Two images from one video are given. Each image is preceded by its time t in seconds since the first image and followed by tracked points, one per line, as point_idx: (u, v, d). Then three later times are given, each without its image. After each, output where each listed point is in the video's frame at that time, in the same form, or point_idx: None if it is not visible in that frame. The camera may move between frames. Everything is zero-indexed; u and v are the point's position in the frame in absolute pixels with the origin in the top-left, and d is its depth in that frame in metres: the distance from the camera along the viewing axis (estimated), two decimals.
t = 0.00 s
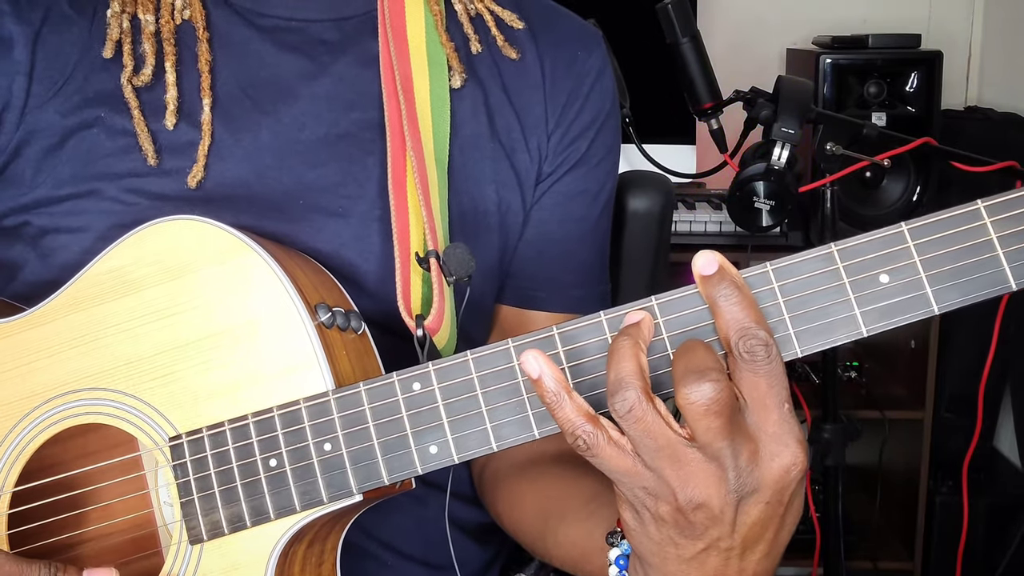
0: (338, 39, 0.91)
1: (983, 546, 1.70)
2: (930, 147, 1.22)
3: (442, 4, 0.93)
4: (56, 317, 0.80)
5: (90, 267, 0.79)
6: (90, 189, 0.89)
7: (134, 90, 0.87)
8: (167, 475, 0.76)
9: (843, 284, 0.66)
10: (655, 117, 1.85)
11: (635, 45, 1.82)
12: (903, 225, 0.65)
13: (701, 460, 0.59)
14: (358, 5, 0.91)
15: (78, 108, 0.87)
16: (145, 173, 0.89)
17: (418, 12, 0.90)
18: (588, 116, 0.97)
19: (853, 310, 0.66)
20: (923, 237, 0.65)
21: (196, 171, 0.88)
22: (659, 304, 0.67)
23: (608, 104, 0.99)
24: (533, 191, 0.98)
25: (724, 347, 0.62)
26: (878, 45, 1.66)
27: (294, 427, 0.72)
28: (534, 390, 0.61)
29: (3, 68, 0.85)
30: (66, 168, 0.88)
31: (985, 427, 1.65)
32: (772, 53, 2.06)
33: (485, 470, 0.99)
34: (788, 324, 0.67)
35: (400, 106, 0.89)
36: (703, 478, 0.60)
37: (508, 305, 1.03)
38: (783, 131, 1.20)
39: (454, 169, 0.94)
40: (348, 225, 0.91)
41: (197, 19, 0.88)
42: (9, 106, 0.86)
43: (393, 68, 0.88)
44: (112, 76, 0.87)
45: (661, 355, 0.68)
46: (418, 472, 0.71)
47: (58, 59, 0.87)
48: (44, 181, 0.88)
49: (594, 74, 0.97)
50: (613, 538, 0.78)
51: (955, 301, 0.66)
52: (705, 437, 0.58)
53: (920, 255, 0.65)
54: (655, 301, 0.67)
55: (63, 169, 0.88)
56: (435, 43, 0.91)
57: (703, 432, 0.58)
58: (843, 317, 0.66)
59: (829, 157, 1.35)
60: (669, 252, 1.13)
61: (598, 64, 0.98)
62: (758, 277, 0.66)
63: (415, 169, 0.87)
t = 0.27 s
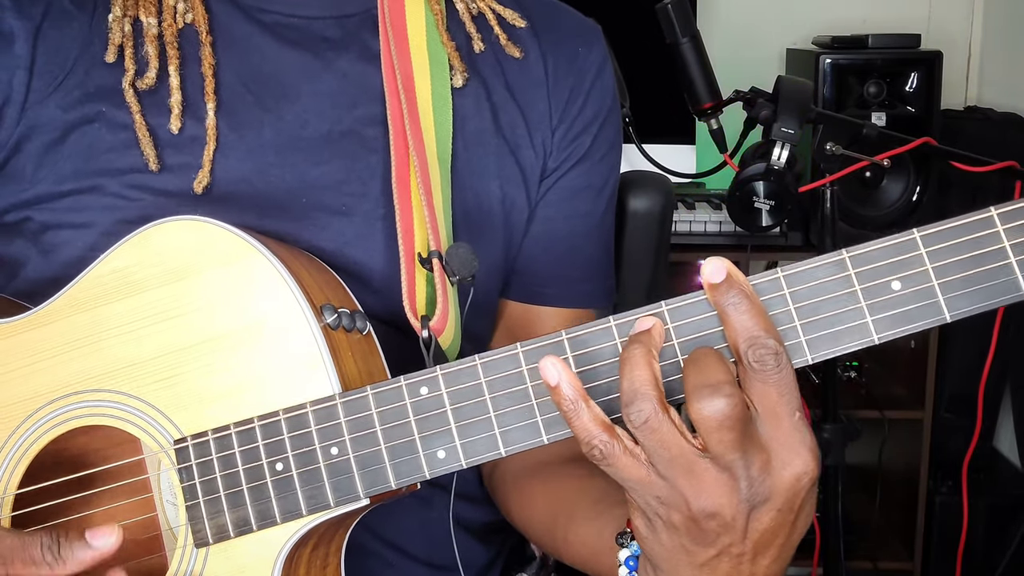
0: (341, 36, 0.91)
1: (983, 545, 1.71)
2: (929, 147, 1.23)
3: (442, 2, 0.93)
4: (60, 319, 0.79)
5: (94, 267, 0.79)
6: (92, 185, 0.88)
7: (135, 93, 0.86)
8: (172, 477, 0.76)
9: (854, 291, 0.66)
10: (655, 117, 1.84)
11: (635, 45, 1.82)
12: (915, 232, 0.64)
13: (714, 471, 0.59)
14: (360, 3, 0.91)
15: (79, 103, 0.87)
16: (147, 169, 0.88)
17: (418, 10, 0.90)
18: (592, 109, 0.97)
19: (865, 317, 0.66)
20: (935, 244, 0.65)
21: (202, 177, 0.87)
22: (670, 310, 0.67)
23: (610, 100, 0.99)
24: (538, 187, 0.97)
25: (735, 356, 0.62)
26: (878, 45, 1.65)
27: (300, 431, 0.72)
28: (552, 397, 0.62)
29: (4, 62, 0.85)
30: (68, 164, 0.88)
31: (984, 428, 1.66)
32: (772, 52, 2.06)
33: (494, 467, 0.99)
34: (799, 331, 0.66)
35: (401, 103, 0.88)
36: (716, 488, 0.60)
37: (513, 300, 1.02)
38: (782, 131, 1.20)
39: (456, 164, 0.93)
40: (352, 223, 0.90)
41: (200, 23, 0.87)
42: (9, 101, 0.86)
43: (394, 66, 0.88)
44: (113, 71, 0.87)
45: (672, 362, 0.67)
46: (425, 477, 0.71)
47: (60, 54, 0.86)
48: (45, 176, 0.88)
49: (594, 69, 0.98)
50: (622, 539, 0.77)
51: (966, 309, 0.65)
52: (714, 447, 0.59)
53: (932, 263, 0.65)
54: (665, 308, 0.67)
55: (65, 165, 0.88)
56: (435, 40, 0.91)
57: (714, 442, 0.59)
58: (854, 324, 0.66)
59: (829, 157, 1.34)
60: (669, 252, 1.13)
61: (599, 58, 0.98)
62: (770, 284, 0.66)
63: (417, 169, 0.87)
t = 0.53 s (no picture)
0: (343, 37, 0.90)
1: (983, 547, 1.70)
2: (931, 146, 1.24)
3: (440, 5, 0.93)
4: (62, 324, 0.79)
5: (97, 273, 0.79)
6: (92, 185, 0.88)
7: (136, 93, 0.86)
8: (174, 486, 0.75)
9: (866, 312, 0.65)
10: (655, 117, 1.83)
11: (635, 43, 1.81)
12: (928, 253, 0.64)
13: (741, 494, 0.60)
14: (361, 6, 0.91)
15: (80, 101, 0.86)
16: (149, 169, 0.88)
17: (418, 13, 0.89)
18: (592, 108, 0.97)
19: (876, 339, 0.65)
20: (949, 266, 0.64)
21: (206, 176, 0.87)
22: (679, 326, 0.67)
23: (610, 99, 0.99)
24: (541, 187, 0.97)
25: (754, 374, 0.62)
26: (878, 45, 1.64)
27: (305, 442, 0.72)
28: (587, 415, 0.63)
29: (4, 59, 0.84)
30: (68, 163, 0.87)
31: (984, 427, 1.65)
32: (772, 52, 2.05)
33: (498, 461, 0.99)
34: (810, 352, 0.66)
35: (403, 110, 0.87)
36: (744, 508, 0.61)
37: (517, 302, 1.02)
38: (782, 131, 1.20)
39: (458, 167, 0.93)
40: (354, 225, 0.90)
41: (200, 22, 0.87)
42: (9, 98, 0.85)
43: (394, 71, 0.87)
44: (114, 69, 0.86)
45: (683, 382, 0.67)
46: (431, 491, 0.71)
47: (60, 52, 0.86)
48: (46, 175, 0.87)
49: (594, 69, 0.98)
50: (636, 544, 0.77)
51: (979, 331, 0.65)
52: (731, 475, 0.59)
53: (946, 285, 0.64)
54: (675, 324, 0.67)
55: (65, 164, 0.87)
56: (434, 42, 0.91)
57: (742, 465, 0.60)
58: (866, 346, 0.66)
59: (829, 157, 1.36)
60: (668, 252, 1.12)
61: (599, 57, 0.98)
62: (780, 302, 0.66)
63: (420, 178, 0.86)
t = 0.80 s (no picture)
0: (345, 39, 0.91)
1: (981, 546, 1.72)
2: (930, 147, 1.24)
3: (439, 11, 0.93)
4: (69, 325, 0.79)
5: (105, 274, 0.79)
6: (96, 184, 0.88)
7: (141, 94, 0.86)
8: (179, 487, 0.76)
9: (871, 321, 0.65)
10: (654, 117, 1.83)
11: (634, 42, 1.81)
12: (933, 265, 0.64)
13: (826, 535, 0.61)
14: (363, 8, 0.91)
15: (84, 99, 0.86)
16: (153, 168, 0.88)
17: (417, 20, 0.90)
18: (592, 110, 0.99)
19: (881, 349, 0.65)
20: (954, 278, 0.64)
21: (210, 176, 0.87)
22: (684, 334, 0.68)
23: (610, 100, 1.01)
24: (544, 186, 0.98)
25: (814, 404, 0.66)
26: (878, 45, 1.65)
27: (311, 445, 0.72)
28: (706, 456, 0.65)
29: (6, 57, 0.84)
30: (72, 161, 0.87)
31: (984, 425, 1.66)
32: (772, 52, 2.05)
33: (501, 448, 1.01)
34: (816, 362, 0.66)
35: (404, 118, 0.88)
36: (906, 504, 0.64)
37: (519, 298, 1.02)
38: (781, 131, 1.20)
39: (458, 169, 0.93)
40: (357, 227, 0.91)
41: (202, 23, 0.87)
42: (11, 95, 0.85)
43: (395, 80, 0.88)
44: (119, 69, 0.87)
45: (683, 389, 0.68)
46: (436, 495, 0.71)
47: (64, 50, 0.86)
48: (49, 174, 0.87)
49: (593, 72, 0.99)
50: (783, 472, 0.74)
51: (983, 343, 0.65)
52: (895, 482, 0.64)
53: (950, 297, 0.64)
54: (681, 330, 0.68)
55: (69, 162, 0.87)
56: (432, 46, 0.91)
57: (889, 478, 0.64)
58: (872, 356, 0.65)
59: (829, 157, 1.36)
60: (667, 251, 1.14)
61: (598, 63, 1.00)
62: (785, 312, 0.66)
63: (422, 185, 0.87)
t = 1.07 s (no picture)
0: (354, 42, 0.92)
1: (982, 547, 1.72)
2: (930, 147, 1.25)
3: (443, 13, 0.94)
4: (83, 321, 0.80)
5: (120, 271, 0.80)
6: (110, 187, 0.89)
7: (155, 104, 0.87)
8: (191, 482, 0.77)
9: (878, 321, 0.66)
10: (654, 117, 1.84)
11: (634, 42, 1.82)
12: (941, 266, 0.64)
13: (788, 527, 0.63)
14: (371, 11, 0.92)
15: (97, 104, 0.87)
16: (166, 171, 0.89)
17: (422, 21, 0.91)
18: (594, 114, 1.00)
19: (888, 348, 0.66)
20: (961, 277, 0.65)
21: (225, 185, 0.88)
22: (694, 332, 0.68)
23: (611, 101, 1.02)
24: (548, 189, 0.98)
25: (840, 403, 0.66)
26: (877, 45, 1.66)
27: (323, 440, 0.73)
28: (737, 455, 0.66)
29: (19, 61, 0.85)
30: (86, 164, 0.88)
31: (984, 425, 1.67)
32: (773, 52, 2.06)
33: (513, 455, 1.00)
34: (823, 360, 0.66)
35: (411, 120, 0.88)
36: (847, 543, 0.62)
37: (524, 298, 1.03)
38: (782, 131, 1.21)
39: (465, 170, 0.94)
40: (368, 228, 0.92)
41: (215, 32, 0.88)
42: (25, 99, 0.86)
43: (401, 81, 0.88)
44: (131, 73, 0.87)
45: (694, 386, 0.69)
46: (447, 491, 0.72)
47: (76, 53, 0.86)
48: (63, 176, 0.88)
49: (596, 73, 1.00)
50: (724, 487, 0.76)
51: (989, 343, 0.65)
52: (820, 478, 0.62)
53: (957, 297, 0.65)
54: (690, 329, 0.68)
55: (83, 165, 0.88)
56: (438, 49, 0.92)
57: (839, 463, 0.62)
58: (878, 355, 0.66)
59: (829, 157, 1.37)
60: (668, 253, 1.14)
61: (600, 63, 1.01)
62: (794, 310, 0.67)
63: (430, 185, 0.87)
